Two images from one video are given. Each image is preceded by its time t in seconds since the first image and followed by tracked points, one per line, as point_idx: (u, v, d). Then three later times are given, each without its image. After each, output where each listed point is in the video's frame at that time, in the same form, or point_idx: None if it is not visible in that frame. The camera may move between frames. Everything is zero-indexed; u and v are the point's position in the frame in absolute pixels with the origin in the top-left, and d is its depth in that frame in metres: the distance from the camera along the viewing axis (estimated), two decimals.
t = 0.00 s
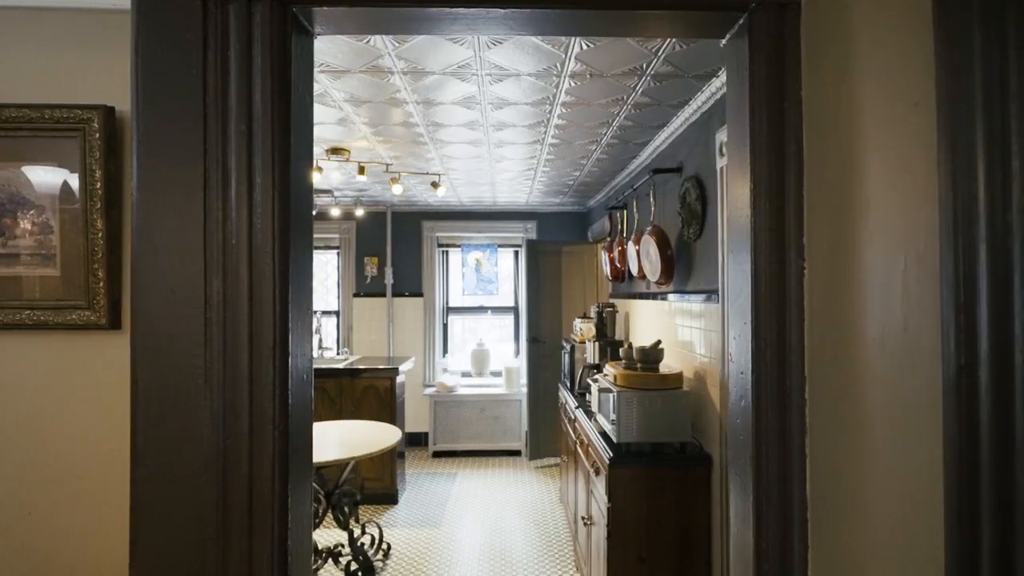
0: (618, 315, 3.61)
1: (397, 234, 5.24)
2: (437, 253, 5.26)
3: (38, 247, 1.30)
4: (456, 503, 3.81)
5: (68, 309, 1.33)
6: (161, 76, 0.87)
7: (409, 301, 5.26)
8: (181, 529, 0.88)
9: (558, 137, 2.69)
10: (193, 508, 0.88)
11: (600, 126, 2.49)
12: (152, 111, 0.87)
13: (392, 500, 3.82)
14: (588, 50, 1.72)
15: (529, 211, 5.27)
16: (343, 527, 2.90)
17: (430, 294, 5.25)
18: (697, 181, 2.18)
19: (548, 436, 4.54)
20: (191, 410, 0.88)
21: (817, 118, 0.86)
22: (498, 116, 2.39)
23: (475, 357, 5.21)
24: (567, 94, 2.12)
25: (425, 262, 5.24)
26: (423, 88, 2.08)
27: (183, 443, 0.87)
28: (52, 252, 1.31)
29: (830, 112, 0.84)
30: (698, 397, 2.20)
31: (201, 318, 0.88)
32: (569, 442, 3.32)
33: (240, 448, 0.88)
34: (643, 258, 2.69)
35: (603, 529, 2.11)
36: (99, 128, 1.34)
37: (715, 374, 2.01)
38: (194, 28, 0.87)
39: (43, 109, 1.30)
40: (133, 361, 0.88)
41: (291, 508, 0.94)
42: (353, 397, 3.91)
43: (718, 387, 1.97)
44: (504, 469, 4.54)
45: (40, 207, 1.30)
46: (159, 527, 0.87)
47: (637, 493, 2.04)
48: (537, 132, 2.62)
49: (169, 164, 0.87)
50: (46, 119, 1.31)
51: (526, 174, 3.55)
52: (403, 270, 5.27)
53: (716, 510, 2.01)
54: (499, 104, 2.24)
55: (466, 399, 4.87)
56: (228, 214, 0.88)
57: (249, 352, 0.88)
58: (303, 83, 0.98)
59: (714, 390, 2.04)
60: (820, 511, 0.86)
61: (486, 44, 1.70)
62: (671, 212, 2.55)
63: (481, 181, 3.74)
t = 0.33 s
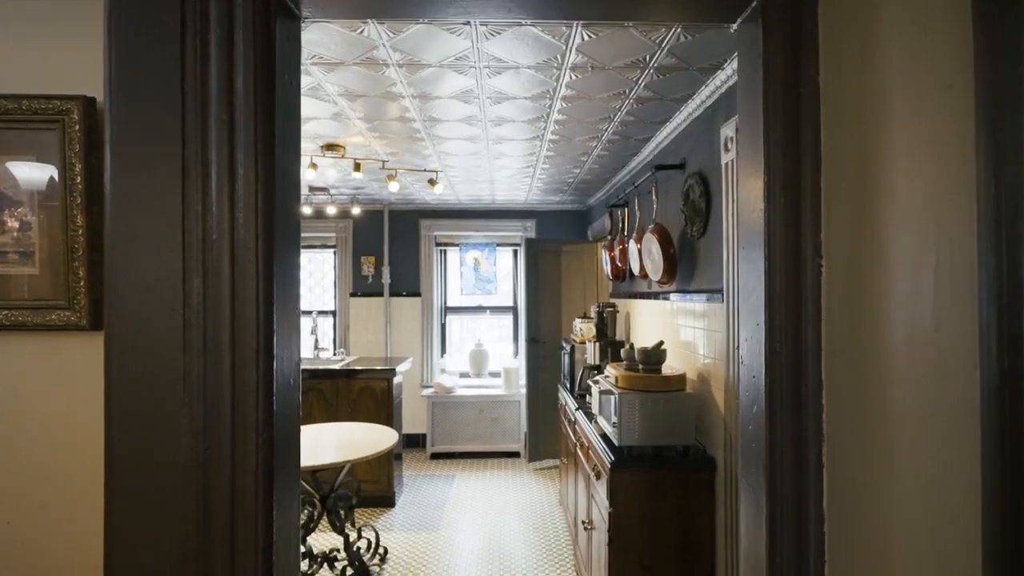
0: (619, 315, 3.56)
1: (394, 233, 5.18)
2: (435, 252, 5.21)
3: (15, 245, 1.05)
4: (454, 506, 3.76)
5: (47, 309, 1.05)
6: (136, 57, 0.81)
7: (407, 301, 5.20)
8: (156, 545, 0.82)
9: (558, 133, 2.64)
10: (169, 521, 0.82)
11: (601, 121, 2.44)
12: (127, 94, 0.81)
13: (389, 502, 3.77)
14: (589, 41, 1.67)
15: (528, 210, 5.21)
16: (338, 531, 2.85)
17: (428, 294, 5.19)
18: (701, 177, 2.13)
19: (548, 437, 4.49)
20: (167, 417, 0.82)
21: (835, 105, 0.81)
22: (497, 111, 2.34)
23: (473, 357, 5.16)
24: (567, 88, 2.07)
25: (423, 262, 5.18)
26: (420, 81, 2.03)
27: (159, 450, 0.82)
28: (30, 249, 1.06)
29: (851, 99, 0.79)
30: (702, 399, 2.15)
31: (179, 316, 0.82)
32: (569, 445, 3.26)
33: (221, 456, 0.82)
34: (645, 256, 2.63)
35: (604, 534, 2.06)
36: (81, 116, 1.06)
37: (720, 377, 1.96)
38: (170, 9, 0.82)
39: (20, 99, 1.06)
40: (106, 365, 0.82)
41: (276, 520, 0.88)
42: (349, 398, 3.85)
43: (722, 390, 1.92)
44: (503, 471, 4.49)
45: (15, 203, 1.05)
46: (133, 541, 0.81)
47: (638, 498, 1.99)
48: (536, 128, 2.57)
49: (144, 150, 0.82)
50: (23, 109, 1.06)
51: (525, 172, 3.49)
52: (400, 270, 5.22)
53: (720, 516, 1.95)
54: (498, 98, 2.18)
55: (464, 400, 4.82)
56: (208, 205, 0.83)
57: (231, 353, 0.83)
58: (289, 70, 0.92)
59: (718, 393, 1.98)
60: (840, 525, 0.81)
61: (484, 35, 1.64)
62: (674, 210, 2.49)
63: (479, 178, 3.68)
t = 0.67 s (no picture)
0: (620, 315, 3.51)
1: (392, 232, 5.13)
2: (433, 251, 5.15)
3: None
4: (452, 510, 3.70)
5: (24, 312, 0.92)
6: (108, 36, 0.76)
7: (404, 301, 5.15)
8: (128, 564, 0.76)
9: (558, 129, 2.58)
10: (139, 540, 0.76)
11: (602, 117, 2.39)
12: (98, 76, 0.76)
13: (386, 505, 3.72)
14: (591, 31, 1.62)
15: (528, 208, 5.16)
16: (334, 536, 2.79)
17: (426, 293, 5.14)
18: (705, 173, 2.08)
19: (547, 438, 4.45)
20: (142, 427, 0.76)
21: (858, 90, 0.76)
22: (495, 105, 2.29)
23: (472, 358, 5.10)
24: (568, 81, 2.01)
25: (421, 261, 5.13)
26: (416, 74, 1.97)
27: (132, 460, 0.76)
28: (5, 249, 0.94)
29: (876, 84, 0.74)
30: (705, 401, 2.09)
31: (154, 316, 0.76)
32: (569, 447, 3.21)
33: (199, 467, 0.77)
34: (647, 255, 2.58)
35: (605, 541, 2.01)
36: (60, 107, 0.94)
37: (725, 379, 1.90)
38: None
39: None
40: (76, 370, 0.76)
41: (259, 535, 0.83)
42: (346, 399, 3.80)
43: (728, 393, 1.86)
44: (502, 473, 4.43)
45: None
46: (105, 558, 0.76)
47: (640, 503, 1.93)
48: (536, 123, 2.51)
49: (116, 137, 0.76)
50: None
51: (524, 169, 3.44)
52: (398, 269, 5.16)
53: (725, 523, 1.90)
54: (496, 92, 2.13)
55: (463, 400, 4.77)
56: (186, 197, 0.77)
57: (211, 357, 0.77)
58: (274, 56, 0.87)
59: (722, 395, 1.92)
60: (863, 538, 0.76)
61: (481, 25, 1.59)
62: (676, 207, 2.44)
63: (478, 176, 3.63)
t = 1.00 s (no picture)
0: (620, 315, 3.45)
1: (389, 230, 5.07)
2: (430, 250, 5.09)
3: None
4: (450, 513, 3.64)
5: None
6: (70, 9, 0.69)
7: (402, 300, 5.09)
8: None
9: (558, 124, 2.53)
10: (107, 562, 0.70)
11: (603, 112, 2.33)
12: (59, 51, 0.69)
13: (383, 508, 3.66)
14: (593, 20, 1.56)
15: (527, 207, 5.10)
16: (329, 541, 2.73)
17: (424, 293, 5.08)
18: (709, 169, 2.03)
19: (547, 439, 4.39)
20: (109, 439, 0.70)
21: (886, 73, 0.70)
22: (493, 100, 2.23)
23: (470, 358, 5.04)
24: (568, 74, 1.95)
25: (419, 260, 5.07)
26: (412, 67, 1.91)
27: (97, 476, 0.69)
28: None
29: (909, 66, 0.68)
30: (710, 404, 2.03)
31: (123, 318, 0.70)
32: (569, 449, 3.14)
33: (171, 482, 0.71)
34: (649, 254, 2.51)
35: (607, 548, 1.94)
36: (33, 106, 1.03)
37: (730, 381, 1.84)
38: None
39: None
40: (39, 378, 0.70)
41: (239, 548, 0.76)
42: (342, 400, 3.73)
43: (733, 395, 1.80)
44: (501, 475, 4.37)
45: None
46: None
47: (642, 509, 1.87)
48: (536, 118, 2.46)
49: (79, 124, 0.69)
50: None
51: (524, 166, 3.38)
52: (395, 268, 5.10)
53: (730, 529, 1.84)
54: (495, 86, 2.07)
55: (461, 401, 4.71)
56: (158, 188, 0.71)
57: (185, 362, 0.71)
58: (255, 39, 0.81)
59: (728, 398, 1.86)
60: (893, 557, 0.70)
61: (479, 14, 1.53)
62: (679, 204, 2.38)
63: (476, 173, 3.57)
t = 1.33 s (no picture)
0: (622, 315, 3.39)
1: (387, 229, 5.01)
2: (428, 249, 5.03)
3: None
4: (448, 516, 3.58)
5: None
6: None
7: (400, 300, 5.03)
8: None
9: (559, 120, 2.47)
10: None
11: (605, 106, 2.28)
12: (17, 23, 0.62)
13: (380, 511, 3.60)
14: (596, 8, 1.50)
15: (527, 205, 5.05)
16: (324, 546, 2.66)
17: (422, 292, 5.02)
18: (714, 164, 1.97)
19: (546, 441, 4.33)
20: (71, 456, 0.60)
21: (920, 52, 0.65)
22: (492, 93, 2.17)
23: (468, 358, 4.98)
24: (570, 66, 1.89)
25: (417, 259, 5.01)
26: (409, 58, 1.85)
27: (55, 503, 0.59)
28: None
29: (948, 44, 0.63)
30: (715, 406, 1.97)
31: (87, 318, 0.60)
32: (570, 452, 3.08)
33: (143, 507, 0.61)
34: (651, 252, 2.45)
35: (609, 555, 1.89)
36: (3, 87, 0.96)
37: (737, 382, 1.78)
38: None
39: None
40: None
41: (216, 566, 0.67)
42: (339, 401, 3.67)
43: (740, 397, 1.74)
44: (500, 477, 4.32)
45: None
46: None
47: (645, 515, 1.81)
48: (536, 113, 2.40)
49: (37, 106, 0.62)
50: None
51: (524, 163, 3.32)
52: (393, 267, 5.04)
53: (737, 537, 1.77)
54: (494, 79, 2.02)
55: (459, 402, 4.65)
56: (127, 169, 0.61)
57: (157, 369, 0.61)
58: (237, 14, 0.74)
59: (734, 400, 1.80)
60: None
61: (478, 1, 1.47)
62: (683, 202, 2.32)
63: (475, 170, 3.51)
